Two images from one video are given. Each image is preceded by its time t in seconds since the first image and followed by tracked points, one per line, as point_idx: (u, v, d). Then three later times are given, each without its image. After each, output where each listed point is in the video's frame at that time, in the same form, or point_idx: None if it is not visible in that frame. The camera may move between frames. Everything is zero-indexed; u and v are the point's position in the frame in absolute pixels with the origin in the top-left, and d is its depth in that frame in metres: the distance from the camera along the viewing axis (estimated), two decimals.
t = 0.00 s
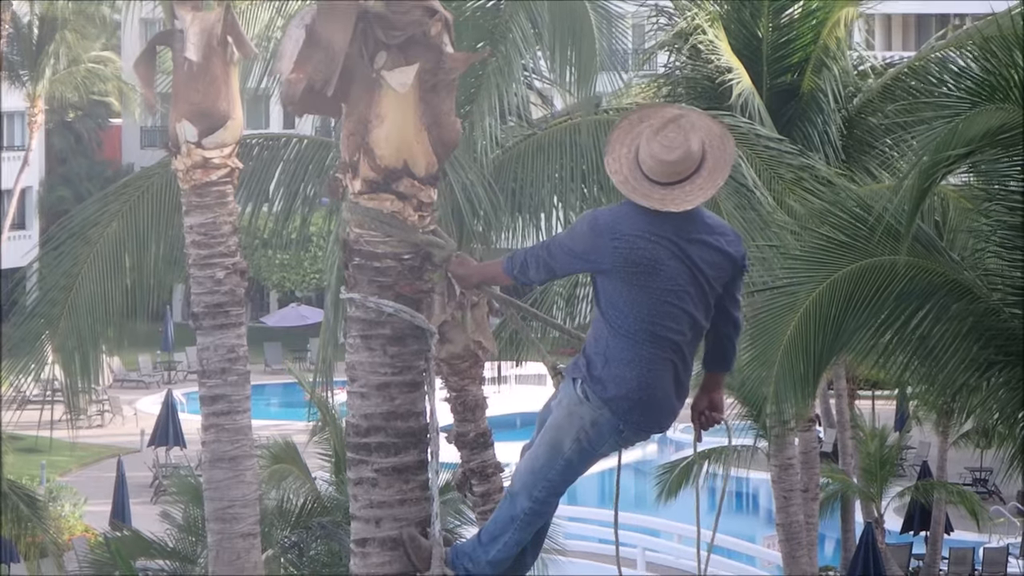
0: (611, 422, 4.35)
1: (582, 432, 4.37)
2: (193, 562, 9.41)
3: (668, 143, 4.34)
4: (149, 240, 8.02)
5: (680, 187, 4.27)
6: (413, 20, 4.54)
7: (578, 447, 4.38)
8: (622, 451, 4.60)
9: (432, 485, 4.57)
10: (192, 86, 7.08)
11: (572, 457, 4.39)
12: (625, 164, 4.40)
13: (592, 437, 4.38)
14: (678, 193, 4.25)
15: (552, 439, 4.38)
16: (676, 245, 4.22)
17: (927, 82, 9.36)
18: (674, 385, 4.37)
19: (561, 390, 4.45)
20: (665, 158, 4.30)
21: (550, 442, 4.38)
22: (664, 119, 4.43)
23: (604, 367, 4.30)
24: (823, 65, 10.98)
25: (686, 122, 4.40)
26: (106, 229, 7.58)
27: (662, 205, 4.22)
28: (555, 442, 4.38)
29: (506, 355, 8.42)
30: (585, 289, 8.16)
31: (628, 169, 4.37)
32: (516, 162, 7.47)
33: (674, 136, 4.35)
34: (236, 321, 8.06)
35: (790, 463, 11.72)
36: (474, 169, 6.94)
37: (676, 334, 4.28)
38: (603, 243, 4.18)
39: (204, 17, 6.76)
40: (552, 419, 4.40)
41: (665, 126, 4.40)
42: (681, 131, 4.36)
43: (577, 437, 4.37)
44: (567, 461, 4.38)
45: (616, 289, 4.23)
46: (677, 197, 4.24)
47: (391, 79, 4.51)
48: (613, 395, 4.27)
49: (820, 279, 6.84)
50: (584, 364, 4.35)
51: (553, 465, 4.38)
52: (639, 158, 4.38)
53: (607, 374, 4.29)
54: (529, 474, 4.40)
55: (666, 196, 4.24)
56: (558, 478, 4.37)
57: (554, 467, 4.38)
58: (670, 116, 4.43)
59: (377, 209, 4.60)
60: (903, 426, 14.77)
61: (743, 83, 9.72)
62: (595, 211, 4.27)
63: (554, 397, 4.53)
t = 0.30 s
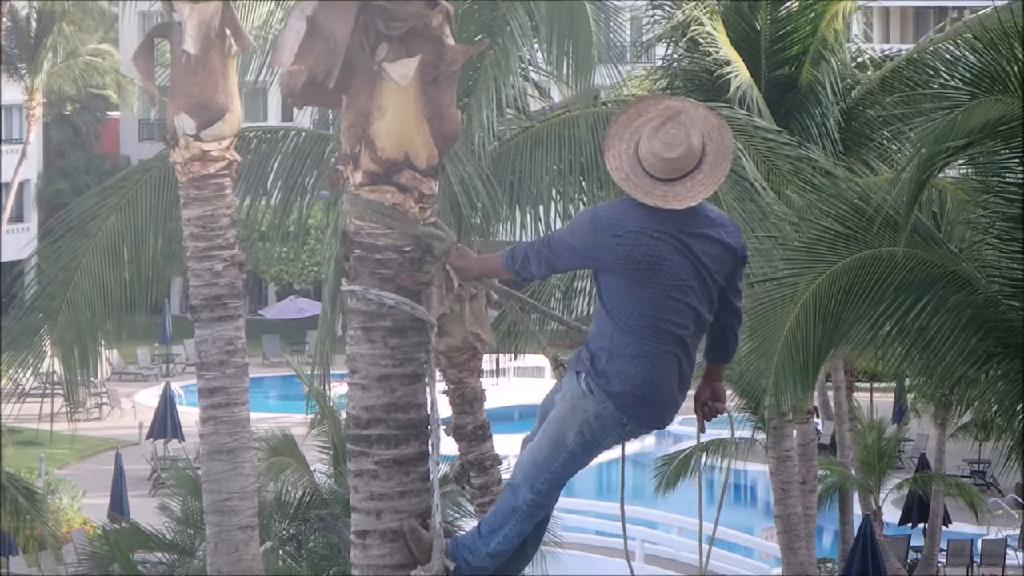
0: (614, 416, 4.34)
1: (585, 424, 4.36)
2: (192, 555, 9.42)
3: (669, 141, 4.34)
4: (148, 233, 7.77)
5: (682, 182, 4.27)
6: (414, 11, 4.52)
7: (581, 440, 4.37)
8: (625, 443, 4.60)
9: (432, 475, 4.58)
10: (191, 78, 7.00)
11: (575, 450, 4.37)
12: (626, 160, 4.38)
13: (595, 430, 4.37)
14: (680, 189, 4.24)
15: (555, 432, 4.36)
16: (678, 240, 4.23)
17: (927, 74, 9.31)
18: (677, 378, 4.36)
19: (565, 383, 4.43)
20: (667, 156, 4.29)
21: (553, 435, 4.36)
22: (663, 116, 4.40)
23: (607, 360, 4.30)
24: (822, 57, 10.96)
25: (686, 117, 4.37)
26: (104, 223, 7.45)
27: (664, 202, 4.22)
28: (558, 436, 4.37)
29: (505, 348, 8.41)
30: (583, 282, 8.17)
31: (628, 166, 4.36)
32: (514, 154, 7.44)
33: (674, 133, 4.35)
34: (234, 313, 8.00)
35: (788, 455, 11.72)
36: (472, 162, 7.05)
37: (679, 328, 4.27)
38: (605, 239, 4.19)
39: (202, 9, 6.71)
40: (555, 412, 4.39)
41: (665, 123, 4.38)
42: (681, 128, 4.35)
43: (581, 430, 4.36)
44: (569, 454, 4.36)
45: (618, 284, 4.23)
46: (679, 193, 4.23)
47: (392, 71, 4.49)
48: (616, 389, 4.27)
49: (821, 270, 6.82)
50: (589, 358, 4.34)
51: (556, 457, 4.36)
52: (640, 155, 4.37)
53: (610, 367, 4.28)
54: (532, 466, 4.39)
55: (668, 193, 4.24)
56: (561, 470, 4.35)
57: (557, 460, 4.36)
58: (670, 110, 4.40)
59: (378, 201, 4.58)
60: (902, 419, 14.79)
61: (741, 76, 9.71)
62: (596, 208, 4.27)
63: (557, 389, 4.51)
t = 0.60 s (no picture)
0: (615, 409, 4.34)
1: (586, 417, 4.36)
2: (188, 546, 9.40)
3: (675, 134, 4.31)
4: (146, 223, 7.74)
5: (687, 175, 4.23)
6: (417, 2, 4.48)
7: (582, 432, 4.38)
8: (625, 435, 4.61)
9: (433, 465, 4.56)
10: (188, 69, 6.87)
11: (577, 442, 4.38)
12: (631, 153, 4.35)
13: (596, 422, 4.38)
14: (685, 181, 4.21)
15: (556, 425, 4.36)
16: (682, 234, 4.20)
17: (927, 64, 9.29)
18: (678, 372, 4.34)
19: (566, 375, 4.43)
20: (672, 148, 4.25)
21: (554, 427, 4.36)
22: (669, 109, 4.38)
23: (609, 353, 4.28)
24: (820, 49, 10.88)
25: (691, 111, 4.36)
26: (101, 214, 7.43)
27: (669, 194, 4.18)
28: (559, 428, 4.37)
29: (503, 339, 8.38)
30: (581, 274, 8.13)
31: (633, 159, 4.32)
32: (511, 145, 7.39)
33: (681, 126, 4.32)
34: (230, 304, 7.98)
35: (786, 447, 11.71)
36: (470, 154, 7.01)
37: (682, 322, 4.25)
38: (609, 232, 4.16)
39: None
40: (557, 404, 4.38)
41: (670, 117, 4.36)
42: (687, 121, 4.34)
43: (582, 422, 4.37)
44: (570, 446, 4.37)
45: (621, 277, 4.21)
46: (684, 185, 4.20)
47: (394, 62, 4.45)
48: (619, 381, 4.26)
49: (821, 260, 6.84)
50: (590, 350, 4.32)
51: (557, 449, 4.37)
52: (645, 148, 4.33)
53: (611, 361, 4.27)
54: (533, 458, 4.39)
55: (674, 185, 4.20)
56: (561, 462, 4.36)
57: (559, 451, 4.37)
58: (676, 104, 4.38)
59: (379, 192, 4.54)
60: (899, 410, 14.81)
61: (739, 67, 9.65)
62: (599, 200, 4.24)
63: (559, 381, 4.50)
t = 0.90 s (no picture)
0: (612, 400, 4.36)
1: (584, 408, 4.37)
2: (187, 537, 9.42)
3: (676, 125, 4.28)
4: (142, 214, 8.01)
5: (688, 166, 4.23)
6: None
7: (580, 423, 4.39)
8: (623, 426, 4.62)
9: (430, 456, 4.56)
10: (186, 59, 6.85)
11: (574, 433, 4.40)
12: (631, 143, 4.34)
13: (594, 413, 4.39)
14: (686, 172, 4.22)
15: (554, 415, 4.39)
16: (682, 226, 4.20)
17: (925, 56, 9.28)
18: (676, 363, 4.35)
19: (564, 365, 4.43)
20: (673, 139, 4.24)
21: (553, 417, 4.39)
22: (670, 100, 4.36)
23: (608, 343, 4.29)
24: (818, 41, 11.20)
25: (693, 102, 4.35)
26: (99, 204, 7.46)
27: (670, 185, 4.20)
28: (557, 419, 4.40)
29: (501, 331, 8.40)
30: (579, 265, 8.15)
31: (633, 149, 4.32)
32: (509, 136, 7.39)
33: (682, 117, 4.29)
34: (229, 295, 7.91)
35: (783, 439, 11.72)
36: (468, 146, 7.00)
37: (681, 313, 4.26)
38: (609, 222, 4.16)
39: None
40: (555, 394, 4.40)
41: (671, 108, 4.32)
42: (688, 112, 4.30)
43: (580, 413, 4.38)
44: (568, 437, 4.41)
45: (621, 267, 4.20)
46: (685, 176, 4.21)
47: (392, 53, 4.45)
48: (616, 372, 4.29)
49: (822, 250, 6.82)
50: (588, 341, 4.34)
51: (554, 439, 4.41)
52: (646, 138, 4.32)
53: (610, 351, 4.28)
54: (531, 448, 4.41)
55: (674, 176, 4.22)
56: (559, 453, 4.40)
57: (556, 442, 4.41)
58: (679, 95, 4.37)
59: (377, 182, 4.54)
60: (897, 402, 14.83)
61: (736, 59, 9.67)
62: (599, 190, 4.23)
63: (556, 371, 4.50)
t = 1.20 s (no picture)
0: (609, 392, 4.34)
1: (581, 400, 4.35)
2: (186, 528, 9.42)
3: (672, 114, 4.30)
4: (142, 207, 7.75)
5: (684, 156, 4.23)
6: None
7: (577, 415, 4.37)
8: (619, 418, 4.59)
9: (426, 448, 4.55)
10: (185, 51, 6.95)
11: (571, 425, 4.38)
12: (628, 134, 4.34)
13: (591, 404, 4.37)
14: (683, 162, 4.20)
15: (551, 406, 4.37)
16: (680, 217, 4.18)
17: (925, 49, 9.26)
18: (673, 356, 4.33)
19: (561, 357, 4.42)
20: (670, 129, 4.25)
21: (551, 408, 4.36)
22: (666, 91, 4.37)
23: (605, 335, 4.28)
24: (817, 34, 10.84)
25: (689, 93, 4.36)
26: (98, 195, 7.39)
27: (667, 175, 4.17)
28: (554, 410, 4.37)
29: (500, 324, 8.39)
30: (577, 257, 8.14)
31: (630, 139, 4.32)
32: (507, 129, 7.37)
33: (678, 107, 4.31)
34: (228, 287, 7.90)
35: (782, 431, 11.72)
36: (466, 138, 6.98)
37: (679, 305, 4.24)
38: (608, 214, 4.15)
39: None
40: (553, 385, 4.37)
41: (667, 98, 4.34)
42: (685, 102, 4.32)
43: (577, 405, 4.36)
44: (565, 429, 4.38)
45: (619, 258, 4.19)
46: (682, 166, 4.19)
47: (387, 45, 4.41)
48: (614, 364, 4.27)
49: (825, 240, 6.86)
50: (585, 333, 4.33)
51: (551, 432, 4.38)
52: (642, 129, 4.32)
53: (609, 343, 4.27)
54: (528, 441, 4.39)
55: (671, 165, 4.20)
56: (556, 445, 4.37)
57: (553, 434, 4.38)
58: (675, 86, 4.38)
59: (372, 175, 4.51)
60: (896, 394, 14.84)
61: (735, 51, 9.65)
62: (596, 182, 4.22)
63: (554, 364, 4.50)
